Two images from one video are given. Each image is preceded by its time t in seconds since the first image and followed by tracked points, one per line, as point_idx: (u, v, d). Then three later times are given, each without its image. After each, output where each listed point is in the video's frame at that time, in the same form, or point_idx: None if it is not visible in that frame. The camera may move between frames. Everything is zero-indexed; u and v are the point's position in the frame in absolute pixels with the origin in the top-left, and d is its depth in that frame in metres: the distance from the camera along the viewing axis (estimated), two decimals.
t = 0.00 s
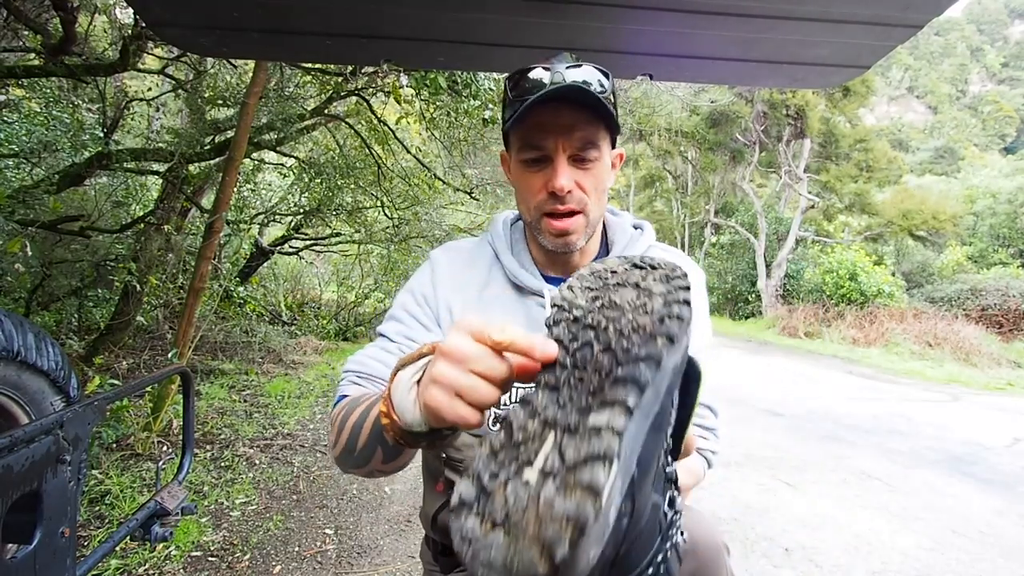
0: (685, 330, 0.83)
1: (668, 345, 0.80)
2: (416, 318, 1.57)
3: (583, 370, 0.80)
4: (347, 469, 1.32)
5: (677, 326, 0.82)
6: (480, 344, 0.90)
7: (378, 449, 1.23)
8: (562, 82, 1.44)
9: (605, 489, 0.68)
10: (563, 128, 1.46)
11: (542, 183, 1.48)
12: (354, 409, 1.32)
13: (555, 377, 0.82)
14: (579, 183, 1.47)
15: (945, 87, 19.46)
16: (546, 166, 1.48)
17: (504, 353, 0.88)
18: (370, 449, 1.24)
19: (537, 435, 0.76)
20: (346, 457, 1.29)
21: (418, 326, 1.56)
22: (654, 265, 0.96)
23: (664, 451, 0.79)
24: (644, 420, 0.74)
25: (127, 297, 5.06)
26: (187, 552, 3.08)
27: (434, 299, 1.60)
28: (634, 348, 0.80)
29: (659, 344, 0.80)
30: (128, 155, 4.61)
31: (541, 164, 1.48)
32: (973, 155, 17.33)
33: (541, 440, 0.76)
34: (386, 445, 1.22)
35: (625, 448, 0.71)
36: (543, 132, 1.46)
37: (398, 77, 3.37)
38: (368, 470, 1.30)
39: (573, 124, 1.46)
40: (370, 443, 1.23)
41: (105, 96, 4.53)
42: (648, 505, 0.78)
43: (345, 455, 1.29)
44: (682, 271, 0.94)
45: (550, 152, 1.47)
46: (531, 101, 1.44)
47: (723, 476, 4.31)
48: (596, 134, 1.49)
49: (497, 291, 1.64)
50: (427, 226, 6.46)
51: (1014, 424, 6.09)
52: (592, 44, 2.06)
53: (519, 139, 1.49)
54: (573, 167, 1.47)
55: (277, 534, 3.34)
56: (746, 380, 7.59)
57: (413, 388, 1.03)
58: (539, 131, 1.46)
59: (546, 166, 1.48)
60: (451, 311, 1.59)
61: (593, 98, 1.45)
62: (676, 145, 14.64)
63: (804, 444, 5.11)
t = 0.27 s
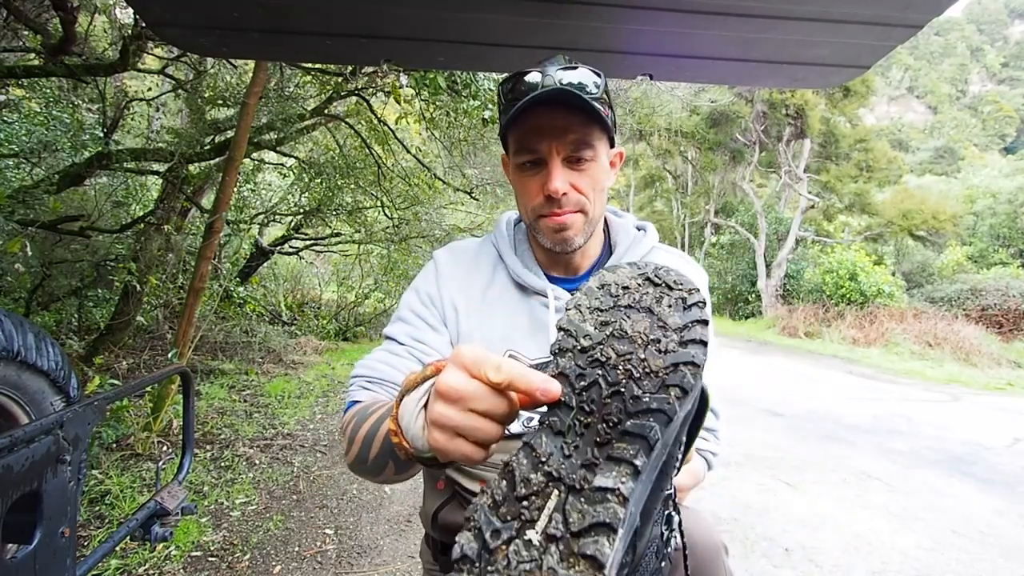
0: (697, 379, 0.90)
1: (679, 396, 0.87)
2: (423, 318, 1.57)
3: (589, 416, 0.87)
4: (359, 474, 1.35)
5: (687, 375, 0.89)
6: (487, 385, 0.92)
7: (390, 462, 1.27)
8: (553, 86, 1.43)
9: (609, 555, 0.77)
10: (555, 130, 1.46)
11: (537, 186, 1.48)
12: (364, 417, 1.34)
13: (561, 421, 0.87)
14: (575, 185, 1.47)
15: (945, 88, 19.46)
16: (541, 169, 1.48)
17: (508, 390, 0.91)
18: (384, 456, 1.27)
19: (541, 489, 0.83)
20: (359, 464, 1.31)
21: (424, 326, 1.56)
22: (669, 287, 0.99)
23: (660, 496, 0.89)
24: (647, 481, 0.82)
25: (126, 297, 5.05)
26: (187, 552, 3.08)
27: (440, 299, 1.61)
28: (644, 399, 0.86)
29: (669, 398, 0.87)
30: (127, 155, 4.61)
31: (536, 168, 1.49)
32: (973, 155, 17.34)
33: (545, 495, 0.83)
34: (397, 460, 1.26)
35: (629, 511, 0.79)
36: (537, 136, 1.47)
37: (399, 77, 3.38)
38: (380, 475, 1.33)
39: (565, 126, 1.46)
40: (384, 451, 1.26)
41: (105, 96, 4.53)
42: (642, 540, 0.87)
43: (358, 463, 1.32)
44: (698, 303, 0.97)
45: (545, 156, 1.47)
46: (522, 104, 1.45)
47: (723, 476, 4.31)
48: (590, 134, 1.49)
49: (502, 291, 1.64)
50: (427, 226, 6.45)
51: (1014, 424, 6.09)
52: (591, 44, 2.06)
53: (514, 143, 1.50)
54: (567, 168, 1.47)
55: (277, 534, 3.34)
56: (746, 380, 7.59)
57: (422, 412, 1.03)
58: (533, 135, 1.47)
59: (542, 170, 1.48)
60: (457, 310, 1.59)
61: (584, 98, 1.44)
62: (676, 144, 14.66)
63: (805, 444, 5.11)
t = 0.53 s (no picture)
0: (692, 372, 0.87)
1: (671, 385, 0.85)
2: (424, 317, 1.59)
3: (579, 393, 0.85)
4: (363, 468, 1.35)
5: (682, 366, 0.86)
6: (482, 362, 0.92)
7: (393, 453, 1.27)
8: (555, 86, 1.43)
9: (578, 524, 0.75)
10: (557, 130, 1.46)
11: (539, 186, 1.48)
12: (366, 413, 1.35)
13: (550, 394, 0.85)
14: (577, 186, 1.47)
15: (945, 88, 19.47)
16: (543, 169, 1.48)
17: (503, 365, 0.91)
18: (386, 450, 1.27)
19: (521, 454, 0.82)
20: (362, 457, 1.32)
21: (426, 323, 1.57)
22: (675, 285, 0.98)
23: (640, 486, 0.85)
24: (626, 461, 0.79)
25: (126, 297, 5.05)
26: (187, 552, 3.08)
27: (441, 297, 1.62)
28: (635, 384, 0.84)
29: (661, 384, 0.84)
30: (127, 155, 4.61)
31: (538, 168, 1.49)
32: (973, 155, 17.34)
33: (524, 460, 0.81)
34: (399, 451, 1.26)
35: (604, 484, 0.77)
36: (540, 137, 1.46)
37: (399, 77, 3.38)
38: (382, 469, 1.33)
39: (567, 127, 1.46)
40: (386, 445, 1.26)
41: (105, 96, 4.53)
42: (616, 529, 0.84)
43: (361, 457, 1.33)
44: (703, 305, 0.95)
45: (547, 156, 1.47)
46: (524, 105, 1.44)
47: (723, 476, 4.31)
48: (592, 134, 1.49)
49: (502, 291, 1.65)
50: (427, 226, 6.45)
51: (1014, 424, 6.08)
52: (591, 44, 2.07)
53: (516, 143, 1.49)
54: (569, 168, 1.47)
55: (277, 534, 3.34)
56: (746, 380, 7.59)
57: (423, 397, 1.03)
58: (535, 135, 1.46)
59: (544, 170, 1.48)
60: (457, 308, 1.61)
61: (586, 99, 1.44)
62: (676, 144, 14.67)
63: (805, 444, 5.11)
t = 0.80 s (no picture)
0: (670, 352, 0.84)
1: (645, 356, 0.81)
2: (421, 317, 1.59)
3: (557, 357, 0.80)
4: (365, 463, 1.31)
5: (656, 344, 0.82)
6: (475, 341, 0.92)
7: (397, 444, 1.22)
8: (569, 80, 1.43)
9: (528, 459, 0.71)
10: (569, 125, 1.46)
11: (546, 181, 1.48)
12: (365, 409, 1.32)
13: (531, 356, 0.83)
14: (584, 182, 1.48)
15: (945, 87, 19.48)
16: (552, 164, 1.48)
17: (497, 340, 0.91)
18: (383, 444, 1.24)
19: (487, 391, 0.79)
20: (364, 450, 1.28)
21: (422, 323, 1.58)
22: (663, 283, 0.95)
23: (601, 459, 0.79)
24: (588, 417, 0.75)
25: (126, 297, 5.05)
26: (187, 552, 3.08)
27: (437, 297, 1.63)
28: (607, 351, 0.80)
29: (634, 354, 0.81)
30: (128, 155, 4.62)
31: (546, 162, 1.48)
32: (973, 155, 17.34)
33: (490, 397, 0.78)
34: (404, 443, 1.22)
35: (561, 428, 0.73)
36: (550, 131, 1.47)
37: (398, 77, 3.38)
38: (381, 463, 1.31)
39: (578, 122, 1.46)
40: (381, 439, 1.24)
41: (105, 96, 4.52)
42: (570, 498, 0.77)
43: (364, 451, 1.29)
44: (689, 297, 0.92)
45: (556, 151, 1.47)
46: (538, 97, 1.44)
47: (723, 476, 4.31)
48: (603, 132, 1.49)
49: (498, 290, 1.66)
50: (427, 226, 6.45)
51: (1015, 424, 6.08)
52: (592, 44, 2.07)
53: (525, 137, 1.49)
54: (578, 164, 1.48)
55: (277, 534, 3.34)
56: (746, 380, 7.59)
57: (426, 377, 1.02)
58: (545, 130, 1.46)
59: (552, 164, 1.48)
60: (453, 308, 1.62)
61: (599, 96, 1.45)
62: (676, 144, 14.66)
63: (805, 445, 5.11)
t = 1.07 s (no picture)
0: (677, 332, 0.85)
1: (652, 324, 0.83)
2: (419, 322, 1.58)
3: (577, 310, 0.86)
4: (386, 469, 1.28)
5: (668, 319, 0.86)
6: (514, 299, 0.95)
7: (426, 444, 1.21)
8: (555, 78, 1.42)
9: (517, 345, 0.75)
10: (557, 121, 1.46)
11: (535, 177, 1.48)
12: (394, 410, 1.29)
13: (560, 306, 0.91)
14: (573, 176, 1.47)
15: (945, 87, 19.47)
16: (540, 159, 1.48)
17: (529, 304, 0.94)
18: (417, 442, 1.22)
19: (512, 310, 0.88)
20: (388, 454, 1.25)
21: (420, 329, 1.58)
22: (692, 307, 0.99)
23: (590, 394, 0.80)
24: (586, 343, 0.78)
25: (126, 297, 5.05)
26: (187, 552, 3.08)
27: (432, 301, 1.62)
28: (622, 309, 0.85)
29: (644, 316, 0.83)
30: (128, 155, 4.62)
31: (535, 157, 1.49)
32: (973, 155, 17.35)
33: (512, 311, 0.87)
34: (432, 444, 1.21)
35: (555, 338, 0.77)
36: (538, 127, 1.46)
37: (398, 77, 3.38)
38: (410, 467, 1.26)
39: (566, 117, 1.46)
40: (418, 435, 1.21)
41: (105, 96, 4.52)
42: (552, 409, 0.79)
43: (387, 456, 1.26)
44: (711, 316, 0.93)
45: (544, 146, 1.47)
46: (526, 92, 1.44)
47: (723, 476, 4.31)
48: (590, 127, 1.49)
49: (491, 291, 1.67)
50: (427, 227, 6.50)
51: (1015, 424, 6.08)
52: (592, 44, 2.07)
53: (513, 133, 1.49)
54: (567, 160, 1.48)
55: (277, 534, 3.34)
56: (746, 380, 7.59)
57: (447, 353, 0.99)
58: (533, 125, 1.46)
59: (540, 160, 1.48)
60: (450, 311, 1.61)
61: (586, 91, 1.45)
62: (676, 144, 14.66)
63: (805, 444, 5.11)
